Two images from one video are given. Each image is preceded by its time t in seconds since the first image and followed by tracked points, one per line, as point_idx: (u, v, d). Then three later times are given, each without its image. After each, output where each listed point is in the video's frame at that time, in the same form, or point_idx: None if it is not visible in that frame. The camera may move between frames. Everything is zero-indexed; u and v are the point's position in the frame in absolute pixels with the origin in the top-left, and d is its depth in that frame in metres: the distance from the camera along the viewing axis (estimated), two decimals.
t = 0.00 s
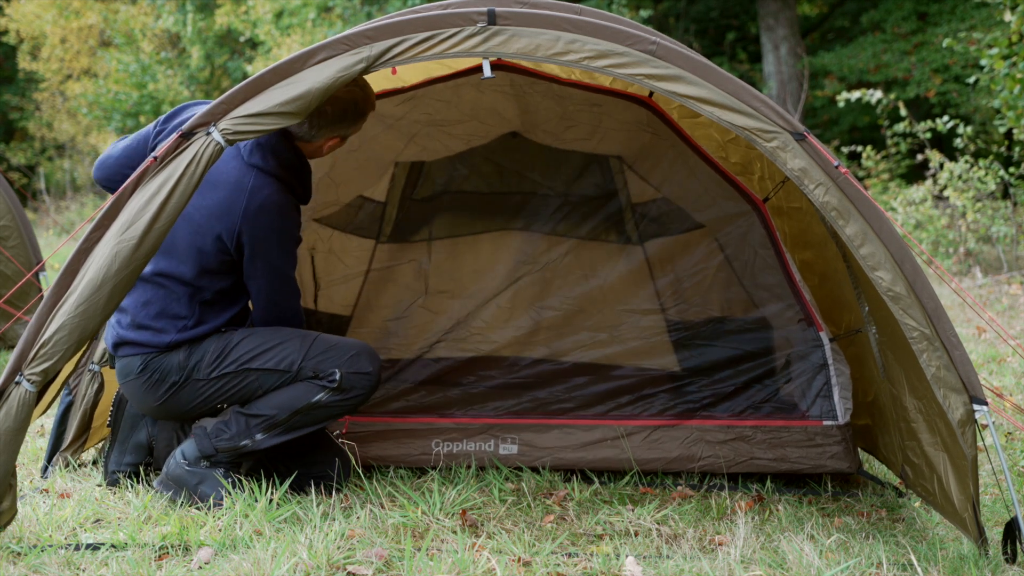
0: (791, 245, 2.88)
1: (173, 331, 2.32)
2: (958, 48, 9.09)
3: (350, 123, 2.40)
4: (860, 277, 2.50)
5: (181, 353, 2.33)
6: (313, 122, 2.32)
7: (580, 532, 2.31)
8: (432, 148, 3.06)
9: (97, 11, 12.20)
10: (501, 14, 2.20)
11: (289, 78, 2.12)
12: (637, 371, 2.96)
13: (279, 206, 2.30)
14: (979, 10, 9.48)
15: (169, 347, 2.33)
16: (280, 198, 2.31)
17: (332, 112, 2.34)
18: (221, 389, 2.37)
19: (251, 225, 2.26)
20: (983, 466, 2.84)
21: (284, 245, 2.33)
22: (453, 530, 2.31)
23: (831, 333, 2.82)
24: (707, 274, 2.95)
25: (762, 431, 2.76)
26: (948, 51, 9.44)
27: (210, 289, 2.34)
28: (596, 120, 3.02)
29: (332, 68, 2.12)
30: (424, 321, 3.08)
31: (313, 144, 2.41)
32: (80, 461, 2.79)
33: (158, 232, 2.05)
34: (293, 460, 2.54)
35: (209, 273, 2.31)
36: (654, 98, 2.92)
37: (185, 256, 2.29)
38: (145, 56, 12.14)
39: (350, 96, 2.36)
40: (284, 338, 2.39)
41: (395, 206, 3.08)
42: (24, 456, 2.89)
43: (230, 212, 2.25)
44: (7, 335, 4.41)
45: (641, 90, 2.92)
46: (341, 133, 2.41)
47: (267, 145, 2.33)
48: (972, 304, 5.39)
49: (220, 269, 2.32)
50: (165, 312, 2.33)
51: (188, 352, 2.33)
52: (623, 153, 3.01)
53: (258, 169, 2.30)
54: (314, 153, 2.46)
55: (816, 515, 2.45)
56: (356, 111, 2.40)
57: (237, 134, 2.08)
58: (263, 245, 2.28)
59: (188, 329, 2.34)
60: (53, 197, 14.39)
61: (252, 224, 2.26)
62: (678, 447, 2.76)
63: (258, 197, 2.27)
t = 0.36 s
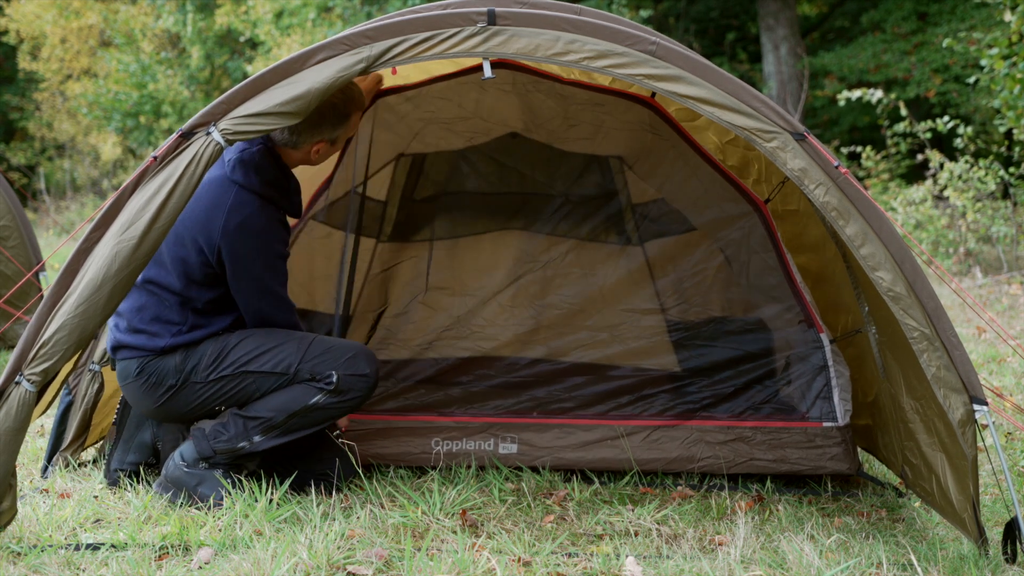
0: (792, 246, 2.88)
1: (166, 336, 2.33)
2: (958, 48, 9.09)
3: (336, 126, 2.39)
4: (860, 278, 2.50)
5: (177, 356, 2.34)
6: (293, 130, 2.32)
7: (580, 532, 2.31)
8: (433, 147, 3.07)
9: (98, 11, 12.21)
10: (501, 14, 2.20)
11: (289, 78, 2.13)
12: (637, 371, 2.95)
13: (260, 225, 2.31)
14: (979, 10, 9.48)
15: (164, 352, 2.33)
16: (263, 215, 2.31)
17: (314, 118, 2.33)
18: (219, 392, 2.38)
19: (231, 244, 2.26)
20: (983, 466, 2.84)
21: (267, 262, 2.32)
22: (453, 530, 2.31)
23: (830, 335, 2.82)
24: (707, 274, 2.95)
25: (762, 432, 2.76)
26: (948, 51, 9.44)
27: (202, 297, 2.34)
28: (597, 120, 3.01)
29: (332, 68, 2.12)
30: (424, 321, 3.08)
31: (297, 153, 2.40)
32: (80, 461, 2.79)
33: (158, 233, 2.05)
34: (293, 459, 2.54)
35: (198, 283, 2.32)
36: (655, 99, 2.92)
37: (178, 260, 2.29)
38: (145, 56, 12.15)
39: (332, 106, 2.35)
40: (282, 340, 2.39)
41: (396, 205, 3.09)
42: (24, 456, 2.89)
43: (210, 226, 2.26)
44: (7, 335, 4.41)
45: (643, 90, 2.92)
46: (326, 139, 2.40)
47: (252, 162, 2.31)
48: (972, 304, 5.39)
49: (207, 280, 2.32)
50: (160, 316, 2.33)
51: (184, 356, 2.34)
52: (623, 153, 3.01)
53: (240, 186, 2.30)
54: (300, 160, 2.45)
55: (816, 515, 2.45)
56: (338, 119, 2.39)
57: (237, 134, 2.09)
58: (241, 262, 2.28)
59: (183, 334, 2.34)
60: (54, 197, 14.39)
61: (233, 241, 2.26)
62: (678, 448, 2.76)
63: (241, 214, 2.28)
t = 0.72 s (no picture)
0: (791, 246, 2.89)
1: (186, 331, 2.42)
2: (958, 48, 9.08)
3: (345, 134, 2.37)
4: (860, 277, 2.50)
5: (194, 352, 2.42)
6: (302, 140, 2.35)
7: (580, 532, 2.31)
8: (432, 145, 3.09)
9: (97, 11, 12.21)
10: (501, 14, 2.20)
11: (289, 78, 2.13)
12: (638, 371, 2.95)
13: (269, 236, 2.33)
14: (980, 10, 9.48)
15: (185, 346, 2.42)
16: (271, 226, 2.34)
17: (321, 126, 2.35)
18: (227, 392, 2.42)
19: (243, 253, 2.30)
20: (983, 466, 2.84)
21: (278, 274, 2.34)
22: (454, 530, 2.31)
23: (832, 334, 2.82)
24: (707, 274, 2.95)
25: (762, 432, 2.76)
26: (948, 51, 9.43)
27: (222, 298, 2.40)
28: (599, 120, 3.03)
29: (332, 68, 2.13)
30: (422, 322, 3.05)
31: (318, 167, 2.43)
32: (81, 461, 2.79)
33: (158, 233, 2.09)
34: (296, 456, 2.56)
35: (218, 284, 2.39)
36: (657, 98, 2.92)
37: (199, 258, 2.37)
38: (145, 56, 12.15)
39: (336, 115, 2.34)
40: (288, 348, 2.40)
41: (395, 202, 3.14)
42: (24, 456, 2.89)
43: (226, 234, 2.31)
44: (7, 336, 4.41)
45: (643, 90, 2.92)
46: (341, 148, 2.39)
47: (273, 176, 2.35)
48: (972, 304, 5.39)
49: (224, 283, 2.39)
50: (185, 311, 2.44)
51: (201, 352, 2.41)
52: (623, 154, 3.02)
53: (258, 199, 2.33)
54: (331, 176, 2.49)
55: (816, 515, 2.45)
56: (349, 127, 2.37)
57: (236, 134, 2.10)
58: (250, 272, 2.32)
59: (204, 331, 2.42)
60: (54, 197, 14.39)
61: (243, 251, 2.30)
62: (678, 448, 2.76)
63: (253, 225, 2.32)
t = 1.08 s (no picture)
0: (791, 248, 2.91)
1: (240, 302, 2.47)
2: (958, 48, 9.08)
3: (433, 140, 2.29)
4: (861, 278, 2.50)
5: (238, 322, 2.46)
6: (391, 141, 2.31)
7: (580, 532, 2.31)
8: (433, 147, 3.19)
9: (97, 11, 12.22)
10: (501, 14, 2.20)
11: (289, 78, 2.18)
12: (638, 370, 2.92)
13: (357, 228, 2.26)
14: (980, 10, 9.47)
15: (230, 314, 2.48)
16: (358, 220, 2.27)
17: (411, 128, 2.28)
18: (256, 369, 2.44)
19: (331, 241, 2.27)
20: (983, 465, 2.84)
21: (359, 273, 2.25)
22: (454, 530, 2.31)
23: (833, 337, 2.81)
24: (707, 274, 2.93)
25: (762, 434, 2.76)
26: (948, 51, 9.43)
27: (294, 284, 2.44)
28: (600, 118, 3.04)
29: (332, 69, 2.17)
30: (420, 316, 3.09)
31: (411, 174, 2.37)
32: (81, 460, 2.78)
33: (158, 233, 2.12)
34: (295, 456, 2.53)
35: (294, 269, 2.42)
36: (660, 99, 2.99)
37: (282, 239, 2.39)
38: (145, 56, 12.16)
39: (426, 120, 2.28)
40: (325, 341, 2.41)
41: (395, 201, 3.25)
42: (24, 456, 2.89)
43: (318, 223, 2.30)
44: (7, 336, 4.41)
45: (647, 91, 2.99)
46: (429, 154, 2.30)
47: (370, 170, 2.29)
48: (972, 304, 5.39)
49: (296, 268, 2.41)
50: (243, 280, 2.48)
51: (242, 324, 2.46)
52: (623, 153, 3.01)
53: (353, 195, 2.28)
54: (425, 185, 2.42)
55: (816, 515, 2.45)
56: (438, 132, 2.28)
57: (236, 134, 2.14)
58: (335, 264, 2.28)
59: (257, 306, 2.47)
60: (54, 198, 14.40)
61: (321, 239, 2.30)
62: (678, 448, 2.78)
63: (336, 218, 2.28)
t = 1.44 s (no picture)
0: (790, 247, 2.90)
1: (307, 275, 2.49)
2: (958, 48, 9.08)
3: (528, 156, 2.28)
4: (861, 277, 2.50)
5: (300, 297, 2.50)
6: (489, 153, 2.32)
7: (580, 532, 2.29)
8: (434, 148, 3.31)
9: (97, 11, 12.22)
10: (501, 14, 2.20)
11: (290, 78, 2.19)
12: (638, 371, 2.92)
13: (446, 227, 2.24)
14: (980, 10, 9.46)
15: (295, 287, 2.51)
16: (450, 218, 2.25)
17: (507, 143, 2.29)
18: (302, 348, 2.48)
19: (423, 235, 2.26)
20: (983, 465, 2.84)
21: (438, 273, 2.22)
22: (454, 530, 2.30)
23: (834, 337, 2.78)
24: (707, 275, 2.93)
25: (762, 433, 2.76)
26: (948, 51, 9.43)
27: (368, 273, 2.45)
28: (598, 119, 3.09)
29: (332, 70, 2.17)
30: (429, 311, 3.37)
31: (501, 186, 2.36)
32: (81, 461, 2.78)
33: (158, 233, 2.12)
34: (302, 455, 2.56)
35: (380, 261, 2.41)
36: (658, 100, 2.95)
37: (372, 229, 2.39)
38: (145, 57, 12.16)
39: (525, 135, 2.28)
40: (370, 348, 2.47)
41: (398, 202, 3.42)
42: (24, 456, 2.89)
43: (413, 217, 2.29)
44: (7, 335, 4.41)
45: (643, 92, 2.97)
46: (522, 169, 2.30)
47: (469, 173, 2.30)
48: (972, 304, 5.39)
49: (370, 256, 2.42)
50: (314, 259, 2.49)
51: (303, 301, 2.50)
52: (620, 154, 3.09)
53: (449, 196, 2.27)
54: (514, 199, 2.41)
55: (816, 515, 2.45)
56: (533, 149, 2.28)
57: (236, 134, 2.14)
58: (423, 259, 2.26)
59: (325, 285, 2.49)
60: (54, 198, 14.40)
61: (407, 231, 2.30)
62: (678, 448, 2.78)
63: (424, 212, 2.28)
